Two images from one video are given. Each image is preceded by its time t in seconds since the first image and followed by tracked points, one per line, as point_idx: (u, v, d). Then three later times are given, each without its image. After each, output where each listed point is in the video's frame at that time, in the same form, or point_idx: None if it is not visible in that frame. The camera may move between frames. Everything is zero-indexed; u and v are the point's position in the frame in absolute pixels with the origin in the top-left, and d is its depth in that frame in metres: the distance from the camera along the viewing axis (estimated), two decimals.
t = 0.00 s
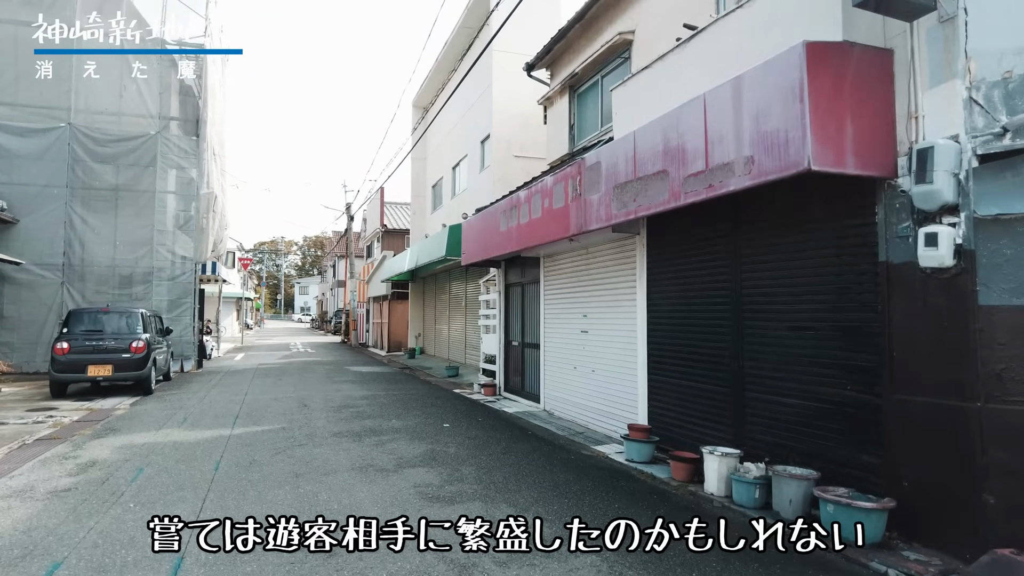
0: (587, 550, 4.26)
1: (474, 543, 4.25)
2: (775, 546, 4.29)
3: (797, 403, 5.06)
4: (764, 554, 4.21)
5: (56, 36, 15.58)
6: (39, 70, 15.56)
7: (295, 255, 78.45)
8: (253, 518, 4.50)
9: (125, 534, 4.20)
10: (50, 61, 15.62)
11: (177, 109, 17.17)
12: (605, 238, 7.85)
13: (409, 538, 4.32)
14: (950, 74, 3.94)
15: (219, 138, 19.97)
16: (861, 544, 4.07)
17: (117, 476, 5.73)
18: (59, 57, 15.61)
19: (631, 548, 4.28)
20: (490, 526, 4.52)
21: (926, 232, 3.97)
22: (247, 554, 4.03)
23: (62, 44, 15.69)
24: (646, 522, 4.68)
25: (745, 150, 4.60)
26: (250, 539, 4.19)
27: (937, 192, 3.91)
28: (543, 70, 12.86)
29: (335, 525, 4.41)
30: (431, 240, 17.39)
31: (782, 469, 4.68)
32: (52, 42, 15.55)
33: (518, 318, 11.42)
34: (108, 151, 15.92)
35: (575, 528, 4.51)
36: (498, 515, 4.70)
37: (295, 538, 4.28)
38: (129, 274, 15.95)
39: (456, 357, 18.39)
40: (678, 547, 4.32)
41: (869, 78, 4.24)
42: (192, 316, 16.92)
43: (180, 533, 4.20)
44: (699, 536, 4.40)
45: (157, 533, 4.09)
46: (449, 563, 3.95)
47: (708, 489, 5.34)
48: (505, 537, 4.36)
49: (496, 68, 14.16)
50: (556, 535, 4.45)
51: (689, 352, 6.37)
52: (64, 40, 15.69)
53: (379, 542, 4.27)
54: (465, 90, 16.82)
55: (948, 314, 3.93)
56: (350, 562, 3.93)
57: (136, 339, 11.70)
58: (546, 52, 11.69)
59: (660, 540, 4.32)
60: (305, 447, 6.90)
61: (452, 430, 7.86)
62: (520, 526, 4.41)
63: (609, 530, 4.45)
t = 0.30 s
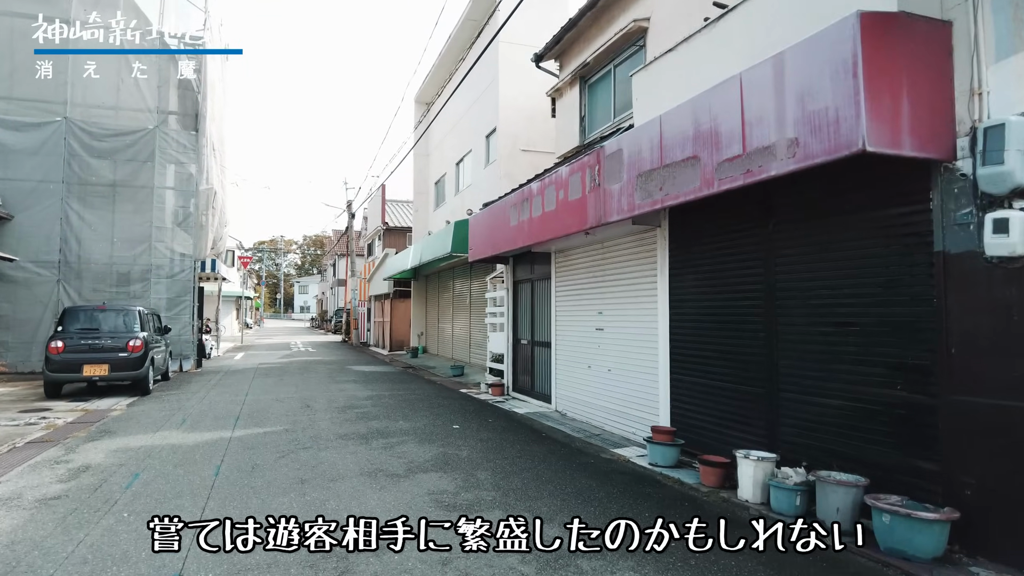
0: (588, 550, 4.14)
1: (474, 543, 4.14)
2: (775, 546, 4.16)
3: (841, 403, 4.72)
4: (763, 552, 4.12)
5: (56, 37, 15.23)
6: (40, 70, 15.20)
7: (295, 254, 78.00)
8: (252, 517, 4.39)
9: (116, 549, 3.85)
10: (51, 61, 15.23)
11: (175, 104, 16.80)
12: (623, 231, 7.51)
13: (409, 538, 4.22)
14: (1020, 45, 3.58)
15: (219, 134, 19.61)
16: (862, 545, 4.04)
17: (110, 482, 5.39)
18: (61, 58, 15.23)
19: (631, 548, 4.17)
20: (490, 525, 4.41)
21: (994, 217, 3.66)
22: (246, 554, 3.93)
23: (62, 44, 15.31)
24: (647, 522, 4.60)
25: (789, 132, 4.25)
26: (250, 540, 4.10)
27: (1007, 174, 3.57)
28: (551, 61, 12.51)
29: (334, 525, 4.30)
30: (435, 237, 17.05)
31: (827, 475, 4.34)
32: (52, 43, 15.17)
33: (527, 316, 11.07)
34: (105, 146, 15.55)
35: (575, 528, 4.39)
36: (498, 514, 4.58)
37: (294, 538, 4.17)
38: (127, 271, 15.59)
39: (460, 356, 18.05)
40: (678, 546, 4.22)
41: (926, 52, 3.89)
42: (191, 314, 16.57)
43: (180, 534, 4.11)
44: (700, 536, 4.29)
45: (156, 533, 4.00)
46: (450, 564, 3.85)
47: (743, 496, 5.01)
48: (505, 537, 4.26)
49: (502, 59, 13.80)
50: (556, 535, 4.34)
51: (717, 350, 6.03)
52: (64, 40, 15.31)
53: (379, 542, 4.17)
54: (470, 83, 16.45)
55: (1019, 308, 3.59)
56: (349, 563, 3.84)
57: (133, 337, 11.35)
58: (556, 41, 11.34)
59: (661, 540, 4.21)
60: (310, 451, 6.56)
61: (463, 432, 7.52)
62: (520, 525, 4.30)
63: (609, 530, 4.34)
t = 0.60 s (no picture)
0: (586, 550, 4.16)
1: (474, 543, 4.16)
2: (775, 546, 4.20)
3: (891, 411, 4.37)
4: (763, 554, 4.13)
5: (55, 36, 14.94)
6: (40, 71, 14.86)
7: (294, 253, 77.55)
8: (254, 518, 4.43)
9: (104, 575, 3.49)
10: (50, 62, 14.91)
11: (173, 99, 16.41)
12: (642, 227, 7.16)
13: (409, 538, 4.24)
14: None
15: (217, 130, 19.21)
16: (862, 544, 4.07)
17: (101, 496, 5.03)
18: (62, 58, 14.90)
19: (630, 548, 4.19)
20: (490, 525, 4.42)
21: None
22: (246, 555, 3.97)
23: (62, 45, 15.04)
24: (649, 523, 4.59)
25: (841, 117, 3.88)
26: (250, 540, 4.13)
27: None
28: (559, 53, 12.14)
29: (335, 525, 4.33)
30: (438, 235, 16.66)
31: (880, 491, 3.96)
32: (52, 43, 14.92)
33: (535, 316, 10.70)
34: (100, 142, 15.16)
35: (575, 528, 4.41)
36: (498, 514, 4.59)
37: (295, 538, 4.20)
38: (123, 271, 15.17)
39: (464, 357, 17.68)
40: (678, 549, 4.21)
41: (994, 28, 3.55)
42: (188, 315, 16.19)
43: (180, 534, 4.16)
44: (699, 536, 4.31)
45: (157, 533, 4.06)
46: (446, 565, 3.85)
47: (781, 511, 4.65)
48: (505, 537, 4.26)
49: (509, 53, 13.43)
50: (555, 535, 4.36)
51: (747, 353, 5.68)
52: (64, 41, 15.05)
53: (379, 542, 4.19)
54: (475, 77, 16.08)
55: None
56: (346, 563, 3.86)
57: (128, 339, 10.96)
58: (565, 32, 10.98)
59: (660, 540, 4.23)
60: (315, 460, 6.21)
61: (474, 440, 7.14)
62: (520, 525, 4.30)
63: (610, 530, 4.36)
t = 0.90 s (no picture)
0: (587, 550, 4.06)
1: (474, 543, 4.06)
2: (775, 546, 4.10)
3: (954, 414, 4.01)
4: (763, 554, 4.03)
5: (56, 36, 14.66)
6: (40, 70, 14.55)
7: (294, 253, 77.13)
8: (252, 518, 4.31)
9: None
10: (51, 61, 14.62)
11: (172, 93, 16.05)
12: (666, 220, 6.81)
13: (409, 538, 4.13)
14: None
15: (217, 125, 18.85)
16: (861, 544, 4.02)
17: (94, 505, 4.69)
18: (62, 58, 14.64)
19: (631, 548, 4.09)
20: (490, 525, 4.33)
21: None
22: (245, 555, 3.87)
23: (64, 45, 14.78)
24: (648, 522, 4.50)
25: (907, 92, 3.52)
26: (250, 540, 4.03)
27: None
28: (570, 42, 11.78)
29: (334, 525, 4.22)
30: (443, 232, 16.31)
31: (950, 502, 3.61)
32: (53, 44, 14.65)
33: (548, 313, 10.34)
34: (98, 136, 14.80)
35: (575, 528, 4.31)
36: (498, 514, 4.49)
37: (293, 538, 4.10)
38: (121, 268, 14.82)
39: (470, 356, 17.32)
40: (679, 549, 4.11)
41: None
42: (188, 313, 15.82)
43: (180, 534, 4.07)
44: (700, 535, 4.21)
45: (156, 533, 3.97)
46: (450, 566, 3.76)
47: (830, 521, 4.30)
48: (505, 537, 4.17)
49: (517, 44, 13.07)
50: (556, 535, 4.25)
51: (787, 352, 5.32)
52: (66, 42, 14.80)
53: (379, 542, 4.08)
54: (482, 70, 15.73)
55: None
56: (347, 564, 3.76)
57: (126, 338, 10.60)
58: (577, 20, 10.63)
59: (661, 540, 4.14)
60: (323, 466, 5.85)
61: (490, 443, 6.78)
62: (520, 525, 4.22)
63: (609, 530, 4.25)
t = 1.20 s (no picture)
0: (586, 550, 4.12)
1: (474, 543, 4.13)
2: (774, 546, 4.16)
3: (1018, 429, 3.64)
4: (763, 554, 4.08)
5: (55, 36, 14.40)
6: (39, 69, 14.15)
7: (293, 253, 76.72)
8: (253, 518, 4.39)
9: None
10: (51, 62, 14.28)
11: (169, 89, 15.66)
12: (688, 218, 6.48)
13: (409, 538, 4.20)
14: None
15: (215, 122, 18.48)
16: (862, 544, 4.09)
17: (78, 525, 4.33)
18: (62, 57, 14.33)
19: (631, 548, 4.15)
20: (491, 525, 4.40)
21: None
22: (245, 555, 3.94)
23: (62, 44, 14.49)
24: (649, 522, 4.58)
25: (982, 74, 3.16)
26: (250, 540, 4.10)
27: None
28: (579, 36, 11.43)
29: (335, 525, 4.29)
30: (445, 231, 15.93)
31: None
32: (51, 42, 14.38)
33: (557, 315, 9.96)
34: (93, 133, 14.40)
35: (575, 528, 4.37)
36: (498, 514, 4.57)
37: (295, 538, 4.17)
38: (115, 269, 14.45)
39: (473, 359, 16.94)
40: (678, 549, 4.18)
41: None
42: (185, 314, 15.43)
43: (180, 534, 4.13)
44: (699, 536, 4.27)
45: (156, 533, 4.03)
46: (450, 565, 3.82)
47: (886, 545, 3.91)
48: (505, 537, 4.24)
49: (524, 39, 12.73)
50: (556, 535, 4.32)
51: (823, 359, 4.96)
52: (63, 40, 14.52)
53: (379, 542, 4.16)
54: (486, 66, 15.37)
55: None
56: (349, 563, 3.83)
57: (120, 340, 10.20)
58: (587, 12, 10.27)
59: (660, 540, 4.19)
60: (326, 479, 5.48)
61: (502, 454, 6.41)
62: (520, 525, 4.27)
63: (609, 530, 4.31)
